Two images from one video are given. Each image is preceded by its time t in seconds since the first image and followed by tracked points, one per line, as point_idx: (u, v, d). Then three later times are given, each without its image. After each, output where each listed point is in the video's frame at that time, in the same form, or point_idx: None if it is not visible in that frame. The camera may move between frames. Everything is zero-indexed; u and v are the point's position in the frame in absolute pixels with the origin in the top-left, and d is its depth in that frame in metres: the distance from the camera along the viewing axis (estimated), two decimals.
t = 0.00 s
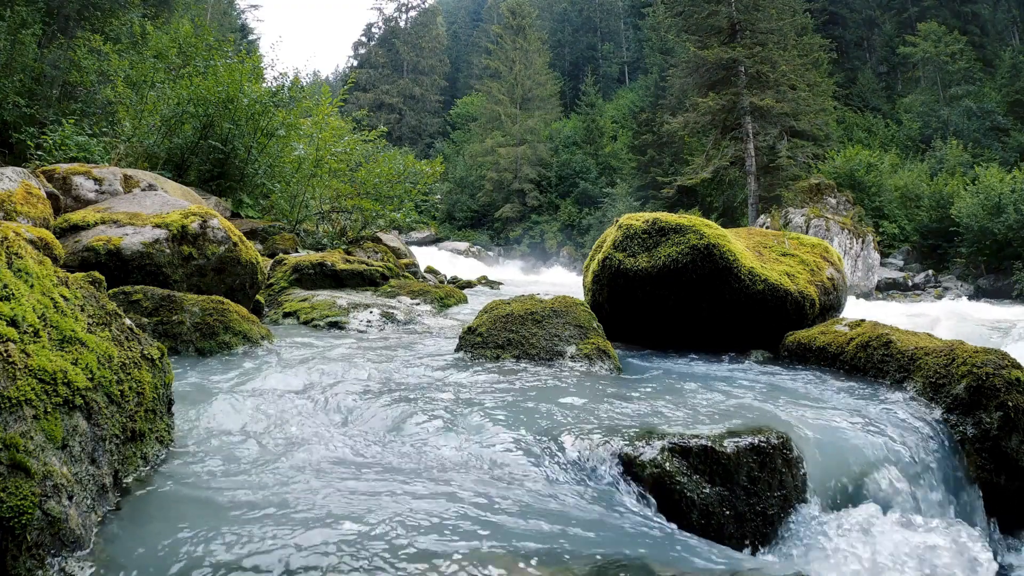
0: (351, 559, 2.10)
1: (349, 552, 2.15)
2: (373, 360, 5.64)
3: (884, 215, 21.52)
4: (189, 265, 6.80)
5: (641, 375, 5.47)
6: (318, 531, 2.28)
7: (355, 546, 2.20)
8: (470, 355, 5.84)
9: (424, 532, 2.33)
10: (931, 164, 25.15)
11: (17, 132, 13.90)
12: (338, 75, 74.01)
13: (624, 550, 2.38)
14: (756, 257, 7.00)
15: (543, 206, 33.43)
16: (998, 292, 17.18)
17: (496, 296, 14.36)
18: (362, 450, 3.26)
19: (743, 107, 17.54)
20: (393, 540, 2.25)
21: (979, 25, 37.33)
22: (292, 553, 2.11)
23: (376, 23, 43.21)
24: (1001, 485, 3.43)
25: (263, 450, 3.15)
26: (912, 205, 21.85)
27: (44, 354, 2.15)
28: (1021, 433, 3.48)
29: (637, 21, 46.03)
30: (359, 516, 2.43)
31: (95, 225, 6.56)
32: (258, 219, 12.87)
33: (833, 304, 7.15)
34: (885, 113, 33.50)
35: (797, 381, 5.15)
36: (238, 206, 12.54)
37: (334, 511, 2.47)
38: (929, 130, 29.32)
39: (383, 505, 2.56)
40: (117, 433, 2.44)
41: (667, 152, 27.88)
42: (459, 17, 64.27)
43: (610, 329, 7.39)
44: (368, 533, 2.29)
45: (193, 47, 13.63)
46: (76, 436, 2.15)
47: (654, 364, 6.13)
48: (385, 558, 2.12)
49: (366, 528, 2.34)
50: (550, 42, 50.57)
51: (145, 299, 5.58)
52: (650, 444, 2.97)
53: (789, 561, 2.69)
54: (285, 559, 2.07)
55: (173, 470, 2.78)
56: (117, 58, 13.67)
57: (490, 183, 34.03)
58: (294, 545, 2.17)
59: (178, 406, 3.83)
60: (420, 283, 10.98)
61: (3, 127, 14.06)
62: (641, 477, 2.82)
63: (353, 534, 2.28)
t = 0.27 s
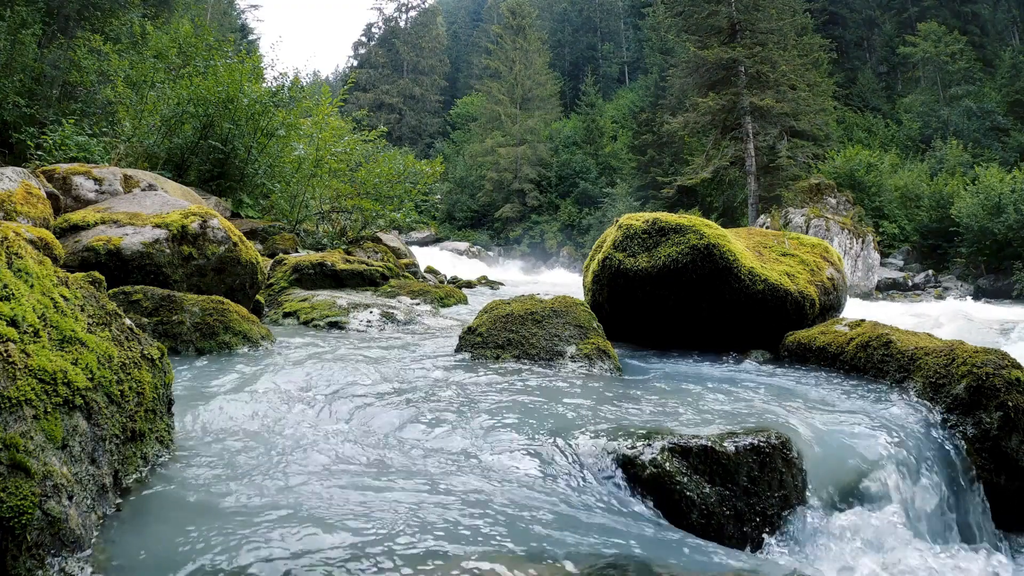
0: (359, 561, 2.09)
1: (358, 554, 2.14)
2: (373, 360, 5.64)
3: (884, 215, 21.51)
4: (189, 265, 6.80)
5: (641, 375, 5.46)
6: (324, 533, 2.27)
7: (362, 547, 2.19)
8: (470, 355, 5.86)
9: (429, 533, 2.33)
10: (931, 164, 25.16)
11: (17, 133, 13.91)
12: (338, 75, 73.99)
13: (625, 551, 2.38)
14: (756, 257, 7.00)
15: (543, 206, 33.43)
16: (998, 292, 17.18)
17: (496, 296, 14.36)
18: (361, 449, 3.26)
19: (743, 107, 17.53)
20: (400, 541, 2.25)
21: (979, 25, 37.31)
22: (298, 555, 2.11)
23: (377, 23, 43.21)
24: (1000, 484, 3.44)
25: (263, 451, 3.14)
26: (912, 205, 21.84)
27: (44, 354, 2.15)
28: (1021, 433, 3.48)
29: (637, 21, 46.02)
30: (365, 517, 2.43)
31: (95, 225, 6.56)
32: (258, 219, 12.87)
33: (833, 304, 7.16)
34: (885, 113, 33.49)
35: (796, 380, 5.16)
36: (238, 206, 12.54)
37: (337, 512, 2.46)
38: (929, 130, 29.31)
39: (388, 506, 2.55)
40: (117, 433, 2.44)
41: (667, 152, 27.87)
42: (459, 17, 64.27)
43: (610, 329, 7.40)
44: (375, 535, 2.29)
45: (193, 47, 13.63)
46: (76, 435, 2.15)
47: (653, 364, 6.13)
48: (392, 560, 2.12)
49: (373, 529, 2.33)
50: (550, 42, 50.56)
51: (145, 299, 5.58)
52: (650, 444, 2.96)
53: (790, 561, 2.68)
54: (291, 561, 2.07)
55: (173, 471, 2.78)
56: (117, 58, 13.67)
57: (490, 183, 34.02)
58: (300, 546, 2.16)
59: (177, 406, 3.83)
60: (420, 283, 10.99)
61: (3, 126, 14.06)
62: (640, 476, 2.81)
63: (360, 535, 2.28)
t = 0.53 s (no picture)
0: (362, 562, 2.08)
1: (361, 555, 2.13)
2: (372, 359, 5.64)
3: (884, 215, 21.50)
4: (189, 265, 6.80)
5: (641, 375, 5.46)
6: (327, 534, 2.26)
7: (366, 548, 2.18)
8: (470, 355, 5.87)
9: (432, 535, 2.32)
10: (930, 164, 25.15)
11: (17, 132, 13.91)
12: (339, 75, 73.96)
13: (624, 551, 2.37)
14: (756, 257, 7.00)
15: (543, 206, 33.42)
16: (998, 292, 17.17)
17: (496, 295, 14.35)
18: (361, 449, 3.26)
19: (743, 107, 17.53)
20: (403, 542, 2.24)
21: (979, 25, 37.31)
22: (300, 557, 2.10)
23: (376, 23, 43.20)
24: (1000, 485, 3.44)
25: (262, 451, 3.14)
26: (912, 205, 21.84)
27: (44, 354, 2.14)
28: (1021, 433, 3.47)
29: (637, 21, 46.01)
30: (368, 519, 2.42)
31: (95, 225, 6.56)
32: (258, 219, 12.87)
33: (833, 304, 7.16)
34: (885, 113, 33.49)
35: (796, 380, 5.16)
36: (237, 206, 12.54)
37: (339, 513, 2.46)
38: (929, 130, 29.30)
39: (391, 507, 2.54)
40: (117, 433, 2.44)
41: (667, 152, 27.87)
42: (459, 17, 64.28)
43: (610, 329, 7.40)
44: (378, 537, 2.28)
45: (193, 47, 13.64)
46: (77, 435, 2.14)
47: (654, 364, 6.13)
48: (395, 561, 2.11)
49: (375, 530, 2.32)
50: (550, 42, 50.56)
51: (145, 299, 5.59)
52: (650, 444, 2.96)
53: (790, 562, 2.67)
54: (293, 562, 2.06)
55: (173, 471, 2.78)
56: (117, 58, 13.67)
57: (490, 183, 34.02)
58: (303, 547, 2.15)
59: (176, 406, 3.84)
60: (420, 283, 10.99)
61: (3, 126, 14.07)
62: (640, 477, 2.81)
63: (362, 537, 2.27)
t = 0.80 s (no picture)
0: (366, 563, 2.08)
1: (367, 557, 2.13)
2: (372, 360, 5.64)
3: (885, 215, 21.49)
4: (189, 265, 6.80)
5: (641, 375, 5.45)
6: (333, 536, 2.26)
7: (373, 551, 2.17)
8: (470, 355, 5.88)
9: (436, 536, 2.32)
10: (931, 164, 25.14)
11: (17, 132, 13.90)
12: (339, 75, 73.91)
13: (622, 552, 2.37)
14: (756, 257, 7.00)
15: (543, 206, 33.42)
16: (998, 292, 17.17)
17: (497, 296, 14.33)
18: (361, 449, 3.26)
19: (743, 107, 17.53)
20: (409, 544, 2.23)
21: (979, 25, 37.31)
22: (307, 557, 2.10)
23: (376, 23, 43.18)
24: (1001, 485, 3.43)
25: (262, 451, 3.14)
26: (912, 205, 21.83)
27: (44, 354, 2.15)
28: (1021, 433, 3.48)
29: (637, 21, 45.99)
30: (373, 521, 2.40)
31: (95, 225, 6.56)
32: (258, 219, 12.87)
33: (833, 304, 7.15)
34: (885, 113, 33.49)
35: (796, 381, 5.15)
36: (237, 206, 12.55)
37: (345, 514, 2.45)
38: (929, 130, 29.31)
39: (397, 508, 2.54)
40: (117, 433, 2.43)
41: (667, 152, 27.86)
42: (459, 17, 64.27)
43: (610, 328, 7.41)
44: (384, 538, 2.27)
45: (193, 47, 13.64)
46: (76, 436, 2.14)
47: (654, 364, 6.12)
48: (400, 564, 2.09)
49: (382, 532, 2.31)
50: (550, 42, 50.55)
51: (145, 299, 5.59)
52: (650, 445, 2.96)
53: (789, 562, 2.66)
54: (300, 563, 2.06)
55: (173, 471, 2.78)
56: (117, 58, 13.67)
57: (490, 183, 34.02)
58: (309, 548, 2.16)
59: (175, 406, 3.84)
60: (420, 283, 10.99)
61: (3, 127, 14.06)
62: (640, 477, 2.81)
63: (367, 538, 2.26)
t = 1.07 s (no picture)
0: (371, 564, 2.08)
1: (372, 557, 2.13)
2: (372, 360, 5.63)
3: (885, 215, 21.48)
4: (189, 265, 6.80)
5: (641, 375, 5.46)
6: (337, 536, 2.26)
7: (378, 551, 2.17)
8: (470, 355, 5.88)
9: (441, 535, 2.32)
10: (930, 164, 25.14)
11: (17, 133, 13.90)
12: (339, 75, 73.83)
13: (622, 552, 2.37)
14: (756, 257, 7.00)
15: (543, 206, 33.42)
16: (998, 292, 17.17)
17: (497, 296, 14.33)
18: (361, 449, 3.26)
19: (743, 107, 17.53)
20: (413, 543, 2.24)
21: (979, 25, 37.31)
22: (313, 557, 2.10)
23: (377, 23, 43.16)
24: (1000, 485, 3.42)
25: (261, 451, 3.14)
26: (912, 205, 21.83)
27: (44, 354, 2.14)
28: (1021, 433, 3.47)
29: (637, 21, 45.98)
30: (378, 522, 2.40)
31: (95, 225, 6.56)
32: (258, 219, 12.87)
33: (833, 304, 7.15)
34: (885, 113, 33.49)
35: (796, 381, 5.15)
36: (237, 206, 12.56)
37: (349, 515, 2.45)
38: (930, 130, 29.30)
39: (402, 509, 2.53)
40: (117, 433, 2.43)
41: (667, 152, 27.86)
42: (459, 17, 64.26)
43: (610, 328, 7.40)
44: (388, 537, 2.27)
45: (193, 47, 13.64)
46: (76, 436, 2.14)
47: (654, 364, 6.12)
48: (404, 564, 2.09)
49: (388, 532, 2.31)
50: (550, 42, 50.55)
51: (145, 299, 5.58)
52: (650, 445, 2.95)
53: (788, 562, 2.66)
54: (306, 563, 2.06)
55: (173, 471, 2.78)
56: (117, 58, 13.66)
57: (490, 183, 34.03)
58: (314, 548, 2.16)
59: (175, 406, 3.84)
60: (420, 283, 11.00)
61: (3, 126, 14.06)
62: (640, 476, 2.81)
63: (372, 538, 2.26)
